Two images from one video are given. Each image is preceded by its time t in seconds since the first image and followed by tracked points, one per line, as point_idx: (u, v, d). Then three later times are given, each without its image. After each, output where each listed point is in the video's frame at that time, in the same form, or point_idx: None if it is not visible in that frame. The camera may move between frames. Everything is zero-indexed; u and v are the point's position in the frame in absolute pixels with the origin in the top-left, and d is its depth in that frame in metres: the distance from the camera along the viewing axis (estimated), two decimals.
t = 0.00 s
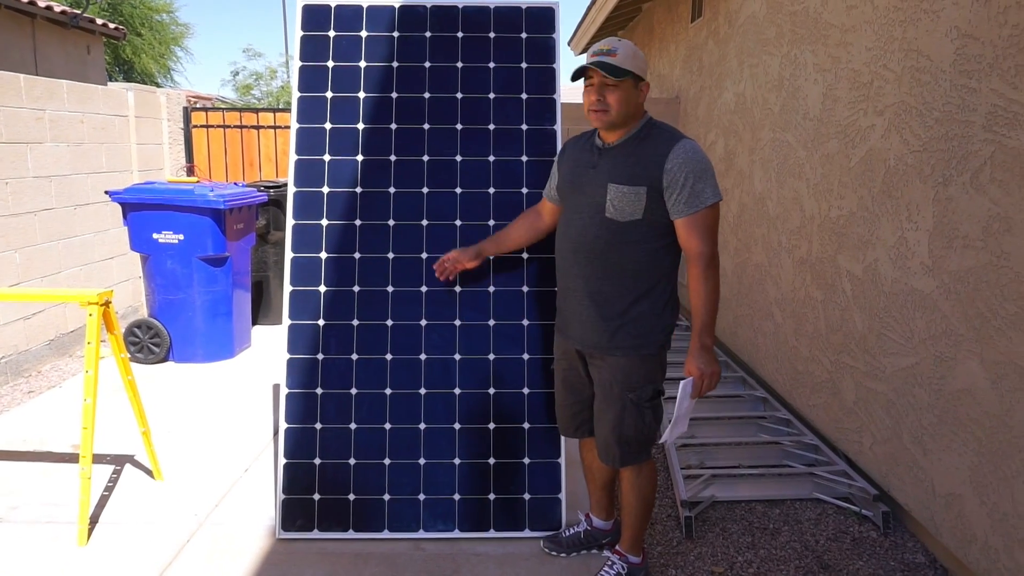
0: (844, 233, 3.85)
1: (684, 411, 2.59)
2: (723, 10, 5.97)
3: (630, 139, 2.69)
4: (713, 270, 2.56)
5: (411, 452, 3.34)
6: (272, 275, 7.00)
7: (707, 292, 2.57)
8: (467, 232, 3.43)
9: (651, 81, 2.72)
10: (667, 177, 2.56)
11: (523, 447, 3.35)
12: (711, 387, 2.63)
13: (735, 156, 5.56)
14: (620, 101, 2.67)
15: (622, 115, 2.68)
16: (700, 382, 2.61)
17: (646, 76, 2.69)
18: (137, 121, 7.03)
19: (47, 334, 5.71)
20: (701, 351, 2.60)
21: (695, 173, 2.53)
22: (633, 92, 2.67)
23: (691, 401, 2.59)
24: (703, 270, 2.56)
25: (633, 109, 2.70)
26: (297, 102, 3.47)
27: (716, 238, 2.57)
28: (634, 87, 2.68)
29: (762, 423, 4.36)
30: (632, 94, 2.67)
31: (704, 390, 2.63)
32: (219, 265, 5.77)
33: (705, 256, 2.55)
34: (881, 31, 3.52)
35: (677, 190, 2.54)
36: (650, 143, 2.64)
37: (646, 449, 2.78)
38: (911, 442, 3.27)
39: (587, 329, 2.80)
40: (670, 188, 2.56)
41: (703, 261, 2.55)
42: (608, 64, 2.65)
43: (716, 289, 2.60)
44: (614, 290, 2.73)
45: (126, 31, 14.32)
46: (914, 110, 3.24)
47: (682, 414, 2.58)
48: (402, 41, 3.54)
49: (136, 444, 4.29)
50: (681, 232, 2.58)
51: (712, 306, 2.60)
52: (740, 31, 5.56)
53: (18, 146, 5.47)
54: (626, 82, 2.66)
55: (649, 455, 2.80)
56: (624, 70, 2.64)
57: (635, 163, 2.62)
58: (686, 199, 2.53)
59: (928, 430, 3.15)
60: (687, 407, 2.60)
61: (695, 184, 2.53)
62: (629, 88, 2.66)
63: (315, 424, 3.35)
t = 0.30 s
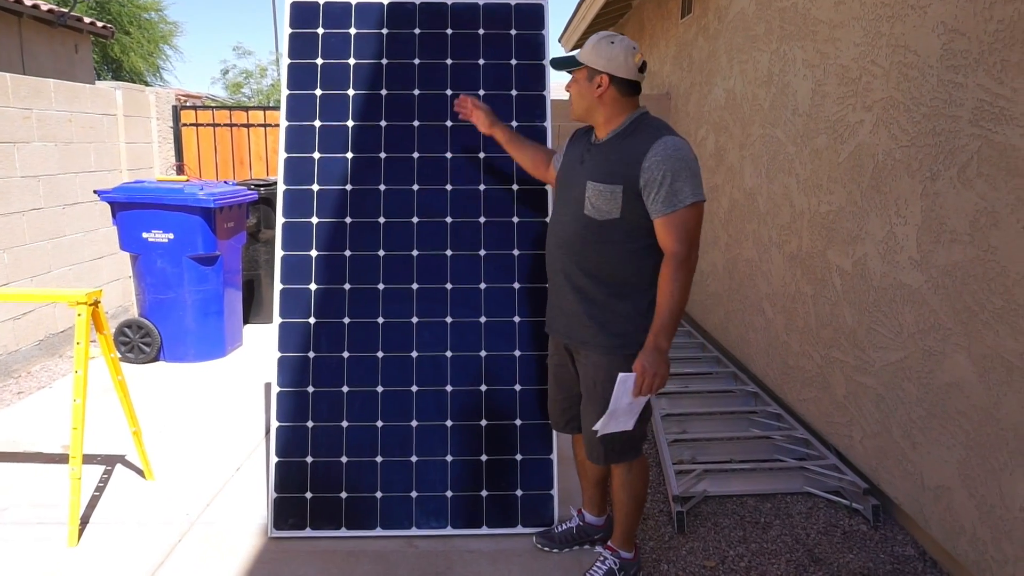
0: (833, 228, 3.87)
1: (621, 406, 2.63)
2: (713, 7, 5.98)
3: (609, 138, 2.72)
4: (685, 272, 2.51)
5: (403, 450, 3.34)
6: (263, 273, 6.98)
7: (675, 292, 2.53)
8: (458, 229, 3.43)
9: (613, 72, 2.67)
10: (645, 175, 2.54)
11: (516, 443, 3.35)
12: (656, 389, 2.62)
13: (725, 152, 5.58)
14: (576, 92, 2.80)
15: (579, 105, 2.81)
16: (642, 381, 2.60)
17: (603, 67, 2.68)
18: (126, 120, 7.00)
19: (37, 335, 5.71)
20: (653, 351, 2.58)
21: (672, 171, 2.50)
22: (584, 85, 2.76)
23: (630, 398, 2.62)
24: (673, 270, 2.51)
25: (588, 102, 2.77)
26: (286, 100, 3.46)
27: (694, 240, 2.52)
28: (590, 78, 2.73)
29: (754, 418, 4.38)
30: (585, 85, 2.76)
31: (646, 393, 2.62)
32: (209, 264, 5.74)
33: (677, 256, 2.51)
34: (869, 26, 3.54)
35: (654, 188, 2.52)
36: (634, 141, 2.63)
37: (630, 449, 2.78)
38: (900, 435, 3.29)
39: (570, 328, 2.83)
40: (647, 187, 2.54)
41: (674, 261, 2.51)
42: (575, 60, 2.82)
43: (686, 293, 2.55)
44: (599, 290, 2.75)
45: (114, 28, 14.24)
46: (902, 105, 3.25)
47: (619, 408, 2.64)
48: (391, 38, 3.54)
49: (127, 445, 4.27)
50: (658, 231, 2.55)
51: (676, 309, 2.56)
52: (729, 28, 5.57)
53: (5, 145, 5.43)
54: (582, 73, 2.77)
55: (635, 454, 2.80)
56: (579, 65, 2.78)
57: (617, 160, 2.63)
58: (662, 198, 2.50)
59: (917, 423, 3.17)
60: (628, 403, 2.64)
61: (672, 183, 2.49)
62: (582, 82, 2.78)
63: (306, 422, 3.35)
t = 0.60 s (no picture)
0: (832, 227, 3.87)
1: (564, 407, 2.63)
2: (711, 5, 5.98)
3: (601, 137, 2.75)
4: (646, 276, 2.47)
5: (402, 448, 3.34)
6: (261, 271, 6.97)
7: (634, 297, 2.49)
8: (456, 227, 3.43)
9: (616, 70, 2.66)
10: (621, 177, 2.54)
11: (514, 442, 3.35)
12: (601, 395, 2.54)
13: (724, 150, 5.58)
14: (581, 86, 2.82)
15: (584, 98, 2.82)
16: (584, 382, 2.54)
17: (606, 64, 2.67)
18: (123, 117, 6.98)
19: (34, 332, 5.69)
20: (603, 354, 2.53)
21: (645, 174, 2.47)
22: (588, 79, 2.78)
23: (572, 400, 2.62)
24: (635, 273, 2.48)
25: (592, 97, 2.78)
26: (284, 97, 3.45)
27: (662, 246, 2.48)
28: (593, 73, 2.74)
29: (752, 417, 4.38)
30: (588, 80, 2.76)
31: (589, 396, 2.56)
32: (207, 262, 5.73)
33: (641, 260, 2.48)
34: (867, 25, 3.53)
35: (627, 190, 2.50)
36: (622, 141, 2.63)
37: (617, 450, 2.80)
38: (898, 434, 3.30)
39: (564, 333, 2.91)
40: (623, 188, 2.53)
41: (637, 264, 2.48)
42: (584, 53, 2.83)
43: (645, 300, 2.50)
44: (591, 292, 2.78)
45: (112, 25, 14.20)
46: (900, 104, 3.25)
47: (562, 409, 2.63)
48: (390, 36, 3.53)
49: (124, 442, 4.27)
50: (629, 232, 2.53)
51: (633, 313, 2.51)
52: (728, 26, 5.56)
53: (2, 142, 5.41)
54: (587, 67, 2.77)
55: (624, 455, 2.81)
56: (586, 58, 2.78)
57: (603, 160, 2.64)
58: (633, 200, 2.48)
59: (914, 422, 3.18)
60: (572, 405, 2.63)
61: (644, 186, 2.47)
62: (586, 76, 2.78)
63: (305, 421, 3.35)
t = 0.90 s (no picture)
0: (834, 228, 3.87)
1: (545, 403, 2.69)
2: (712, 7, 5.99)
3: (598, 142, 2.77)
4: (634, 281, 2.46)
5: (407, 454, 3.34)
6: (265, 278, 6.99)
7: (621, 302, 2.48)
8: (459, 233, 3.43)
9: (614, 75, 2.67)
10: (615, 182, 2.54)
11: (519, 447, 3.36)
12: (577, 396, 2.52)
13: (726, 153, 5.58)
14: (581, 89, 2.84)
15: (585, 102, 2.84)
16: (561, 381, 2.53)
17: (604, 69, 2.69)
18: (127, 126, 7.01)
19: (40, 340, 5.68)
20: (584, 358, 2.52)
21: (637, 179, 2.47)
22: (588, 83, 2.80)
23: (552, 395, 2.68)
24: (623, 278, 2.47)
25: (591, 100, 2.80)
26: (287, 105, 3.46)
27: (652, 252, 2.47)
28: (593, 77, 2.76)
29: (757, 419, 4.38)
30: (588, 84, 2.78)
31: (565, 396, 2.54)
32: (211, 269, 5.75)
33: (630, 265, 2.47)
34: (868, 26, 3.54)
35: (620, 195, 2.51)
36: (618, 145, 2.64)
37: (620, 456, 2.80)
38: (903, 435, 3.29)
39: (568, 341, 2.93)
40: (617, 193, 2.53)
41: (625, 270, 2.47)
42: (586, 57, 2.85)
43: (632, 305, 2.48)
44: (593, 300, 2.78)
45: (115, 34, 14.26)
46: (902, 105, 3.25)
47: (545, 404, 2.70)
48: (391, 43, 3.54)
49: (131, 450, 4.28)
50: (622, 237, 2.53)
51: (619, 319, 2.50)
52: (729, 28, 5.57)
53: (7, 152, 5.44)
54: (587, 71, 2.79)
55: (628, 461, 2.80)
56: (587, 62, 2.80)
57: (599, 165, 2.65)
58: (625, 205, 2.49)
59: (920, 423, 3.17)
60: (554, 400, 2.69)
61: (636, 191, 2.47)
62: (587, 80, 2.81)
63: (310, 427, 3.35)
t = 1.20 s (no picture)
0: (840, 249, 3.88)
1: (576, 438, 2.65)
2: (715, 30, 6.04)
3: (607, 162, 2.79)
4: (649, 304, 2.46)
5: (412, 475, 3.34)
6: (272, 297, 7.01)
7: (639, 324, 2.49)
8: (465, 253, 3.45)
9: (623, 97, 2.69)
10: (625, 203, 2.56)
11: (525, 468, 3.35)
12: (610, 425, 2.53)
13: (730, 173, 5.60)
14: (592, 110, 2.87)
15: (595, 123, 2.87)
16: (592, 413, 2.54)
17: (614, 91, 2.71)
18: (136, 146, 7.08)
19: (47, 359, 5.70)
20: (611, 385, 2.52)
21: (648, 199, 2.48)
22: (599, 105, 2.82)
23: (583, 429, 2.64)
24: (638, 300, 2.48)
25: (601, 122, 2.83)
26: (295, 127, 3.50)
27: (665, 272, 2.47)
28: (603, 99, 2.78)
29: (763, 440, 4.36)
30: (599, 105, 2.81)
31: (599, 427, 2.55)
32: (218, 289, 5.78)
33: (644, 286, 2.48)
34: (870, 49, 3.57)
35: (631, 215, 2.52)
36: (626, 166, 2.66)
37: (630, 479, 2.79)
38: (911, 457, 3.27)
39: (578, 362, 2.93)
40: (627, 214, 2.55)
41: (640, 292, 2.48)
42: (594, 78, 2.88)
43: (649, 327, 2.49)
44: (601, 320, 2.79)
45: (125, 56, 14.42)
46: (905, 126, 3.27)
47: (575, 440, 2.65)
48: (398, 66, 3.59)
49: (137, 470, 4.28)
50: (634, 258, 2.54)
51: (638, 341, 2.50)
52: (733, 50, 5.62)
53: (18, 173, 5.50)
54: (598, 92, 2.81)
55: (636, 484, 2.80)
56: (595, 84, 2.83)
57: (607, 185, 2.67)
58: (636, 226, 2.50)
59: (928, 445, 3.15)
60: (584, 436, 2.65)
61: (646, 212, 2.48)
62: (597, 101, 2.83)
63: (315, 448, 3.35)
